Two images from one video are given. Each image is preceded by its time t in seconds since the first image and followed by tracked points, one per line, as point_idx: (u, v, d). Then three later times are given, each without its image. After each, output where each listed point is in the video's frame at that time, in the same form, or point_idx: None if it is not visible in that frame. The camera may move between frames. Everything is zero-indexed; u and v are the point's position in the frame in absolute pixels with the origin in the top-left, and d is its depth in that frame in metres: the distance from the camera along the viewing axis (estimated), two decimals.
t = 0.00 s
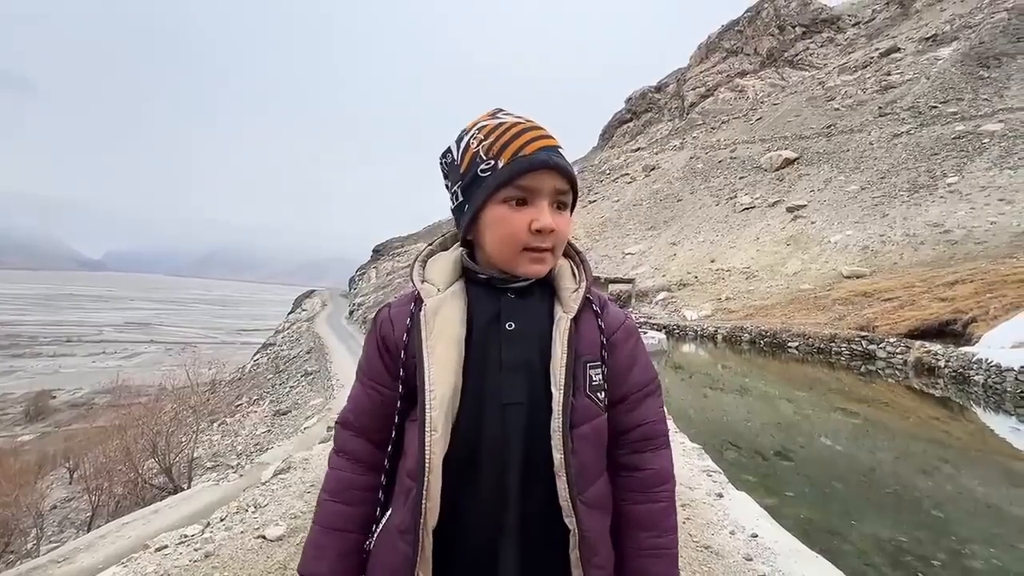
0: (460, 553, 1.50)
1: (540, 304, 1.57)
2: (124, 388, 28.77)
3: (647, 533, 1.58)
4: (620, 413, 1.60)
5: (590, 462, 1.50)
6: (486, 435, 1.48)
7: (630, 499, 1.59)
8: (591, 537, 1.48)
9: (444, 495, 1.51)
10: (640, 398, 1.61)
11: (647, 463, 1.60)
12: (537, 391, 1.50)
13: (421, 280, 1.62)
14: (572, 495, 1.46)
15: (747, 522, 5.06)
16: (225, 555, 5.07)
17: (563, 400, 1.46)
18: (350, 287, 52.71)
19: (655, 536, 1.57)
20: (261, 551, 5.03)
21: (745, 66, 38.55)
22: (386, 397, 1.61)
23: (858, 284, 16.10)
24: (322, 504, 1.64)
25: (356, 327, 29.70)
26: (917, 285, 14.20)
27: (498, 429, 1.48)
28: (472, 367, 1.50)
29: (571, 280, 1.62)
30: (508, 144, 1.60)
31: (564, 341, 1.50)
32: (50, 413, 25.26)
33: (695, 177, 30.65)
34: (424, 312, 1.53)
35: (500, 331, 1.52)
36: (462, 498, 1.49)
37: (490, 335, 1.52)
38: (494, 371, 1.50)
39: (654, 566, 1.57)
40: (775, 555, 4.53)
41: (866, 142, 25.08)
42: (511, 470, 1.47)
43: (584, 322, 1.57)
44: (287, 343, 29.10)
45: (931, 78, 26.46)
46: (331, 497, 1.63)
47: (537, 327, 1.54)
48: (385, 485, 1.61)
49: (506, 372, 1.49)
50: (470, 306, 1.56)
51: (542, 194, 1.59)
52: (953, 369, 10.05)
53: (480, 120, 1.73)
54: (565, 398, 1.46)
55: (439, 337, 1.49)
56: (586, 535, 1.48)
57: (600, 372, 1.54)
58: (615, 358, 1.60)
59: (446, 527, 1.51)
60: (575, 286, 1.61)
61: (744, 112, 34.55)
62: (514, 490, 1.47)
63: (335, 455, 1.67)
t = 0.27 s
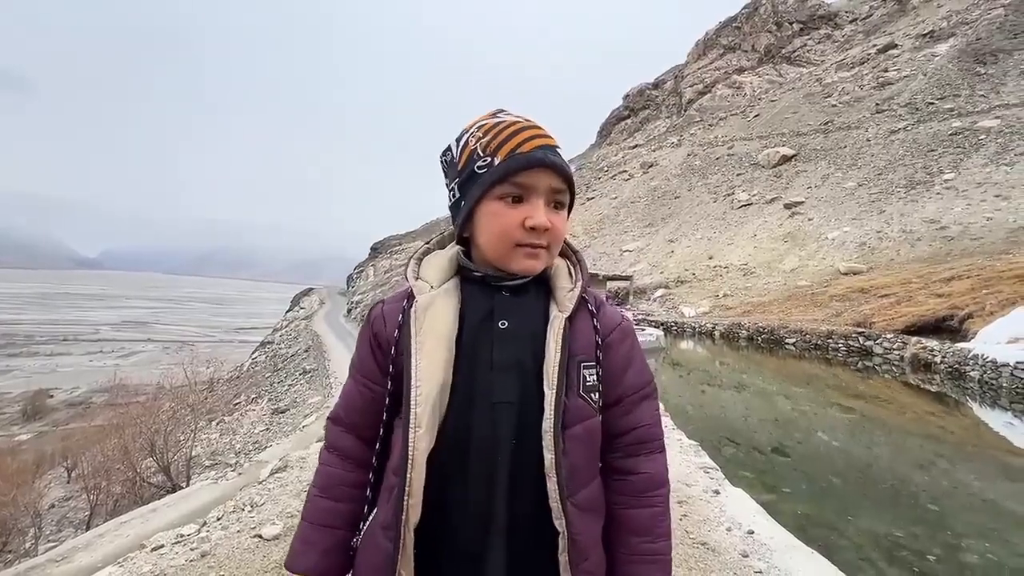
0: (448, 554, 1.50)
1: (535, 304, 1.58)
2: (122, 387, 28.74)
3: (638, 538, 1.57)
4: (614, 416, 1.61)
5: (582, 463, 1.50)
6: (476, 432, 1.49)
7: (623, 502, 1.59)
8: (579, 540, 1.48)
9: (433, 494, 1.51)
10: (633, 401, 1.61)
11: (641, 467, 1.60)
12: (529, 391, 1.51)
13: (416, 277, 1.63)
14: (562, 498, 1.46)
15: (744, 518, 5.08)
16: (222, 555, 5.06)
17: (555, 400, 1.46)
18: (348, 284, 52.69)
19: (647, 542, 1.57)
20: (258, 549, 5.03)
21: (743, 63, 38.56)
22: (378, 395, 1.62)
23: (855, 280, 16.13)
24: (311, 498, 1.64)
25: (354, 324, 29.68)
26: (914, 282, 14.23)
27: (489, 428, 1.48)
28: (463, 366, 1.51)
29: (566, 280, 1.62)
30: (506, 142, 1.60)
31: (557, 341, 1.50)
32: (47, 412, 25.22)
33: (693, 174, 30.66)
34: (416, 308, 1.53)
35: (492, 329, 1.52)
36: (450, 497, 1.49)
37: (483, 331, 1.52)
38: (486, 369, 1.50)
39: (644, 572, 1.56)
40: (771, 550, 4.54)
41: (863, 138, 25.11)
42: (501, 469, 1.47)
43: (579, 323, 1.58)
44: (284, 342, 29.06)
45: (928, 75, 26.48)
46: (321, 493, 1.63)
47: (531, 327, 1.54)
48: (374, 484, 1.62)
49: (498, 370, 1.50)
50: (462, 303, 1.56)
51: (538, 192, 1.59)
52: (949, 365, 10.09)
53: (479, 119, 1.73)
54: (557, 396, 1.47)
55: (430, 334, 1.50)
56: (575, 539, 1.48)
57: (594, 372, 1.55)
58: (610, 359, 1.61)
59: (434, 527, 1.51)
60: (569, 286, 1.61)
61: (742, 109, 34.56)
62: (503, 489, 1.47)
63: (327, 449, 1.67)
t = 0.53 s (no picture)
0: (468, 543, 1.50)
1: (548, 297, 1.59)
2: (121, 385, 28.74)
3: (656, 526, 1.57)
4: (628, 407, 1.61)
5: (599, 452, 1.51)
6: (493, 423, 1.49)
7: (638, 490, 1.59)
8: (599, 527, 1.48)
9: (453, 485, 1.51)
10: (646, 392, 1.63)
11: (654, 456, 1.61)
12: (546, 382, 1.51)
13: (429, 272, 1.63)
14: (582, 485, 1.46)
15: (746, 511, 5.09)
16: (228, 550, 5.08)
17: (572, 389, 1.47)
18: (347, 282, 52.68)
19: (663, 529, 1.57)
20: (264, 545, 5.04)
21: (741, 57, 38.49)
22: (394, 387, 1.62)
23: (854, 274, 16.14)
24: (329, 491, 1.63)
25: (353, 321, 29.67)
26: (913, 275, 14.25)
27: (507, 419, 1.49)
28: (480, 356, 1.51)
29: (580, 274, 1.63)
30: (529, 138, 1.60)
31: (573, 332, 1.51)
32: (47, 411, 25.22)
33: (692, 169, 30.64)
34: (433, 301, 1.53)
35: (508, 322, 1.53)
36: (469, 487, 1.49)
37: (498, 323, 1.53)
38: (501, 361, 1.50)
39: (661, 560, 1.56)
40: (773, 542, 4.56)
41: (862, 132, 25.10)
42: (519, 458, 1.48)
43: (592, 314, 1.59)
44: (284, 339, 29.07)
45: (927, 68, 26.46)
46: (339, 485, 1.63)
47: (545, 319, 1.55)
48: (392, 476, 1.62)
49: (514, 362, 1.50)
50: (477, 296, 1.57)
51: (558, 190, 1.60)
52: (948, 359, 10.11)
53: (502, 114, 1.73)
54: (574, 386, 1.47)
55: (447, 325, 1.50)
56: (595, 525, 1.48)
57: (609, 363, 1.56)
58: (623, 351, 1.62)
59: (454, 517, 1.50)
60: (582, 279, 1.62)
61: (740, 103, 34.52)
62: (522, 478, 1.48)
63: (343, 442, 1.67)
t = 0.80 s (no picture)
0: (483, 535, 1.50)
1: (559, 293, 1.59)
2: (123, 383, 28.76)
3: (666, 516, 1.58)
4: (638, 400, 1.62)
5: (612, 444, 1.52)
6: (507, 418, 1.49)
7: (649, 482, 1.60)
8: (612, 517, 1.50)
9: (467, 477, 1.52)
10: (657, 385, 1.63)
11: (664, 448, 1.62)
12: (560, 377, 1.51)
13: (441, 267, 1.63)
14: (597, 476, 1.47)
15: (749, 503, 5.11)
16: (235, 546, 5.10)
17: (587, 383, 1.47)
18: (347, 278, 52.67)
19: (674, 519, 1.58)
20: (270, 541, 5.06)
21: (741, 50, 38.40)
22: (407, 381, 1.62)
23: (854, 267, 16.14)
24: (344, 486, 1.63)
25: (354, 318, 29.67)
26: (913, 268, 14.25)
27: (521, 411, 1.49)
28: (494, 352, 1.51)
29: (590, 271, 1.63)
30: (551, 136, 1.61)
31: (586, 326, 1.52)
32: (49, 409, 25.24)
33: (691, 163, 30.60)
34: (446, 297, 1.53)
35: (521, 317, 1.53)
36: (484, 480, 1.49)
37: (512, 318, 1.53)
38: (515, 356, 1.51)
39: (673, 549, 1.57)
40: (777, 534, 4.57)
41: (862, 125, 25.06)
42: (534, 450, 1.49)
43: (604, 310, 1.59)
44: (284, 336, 29.09)
45: (927, 60, 26.38)
46: (354, 478, 1.63)
47: (558, 314, 1.55)
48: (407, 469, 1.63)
49: (528, 358, 1.50)
50: (490, 291, 1.57)
51: (574, 188, 1.61)
52: (947, 351, 10.13)
53: (523, 111, 1.74)
54: (588, 382, 1.48)
55: (462, 320, 1.50)
56: (609, 514, 1.50)
57: (621, 358, 1.56)
58: (634, 346, 1.62)
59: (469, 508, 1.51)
60: (593, 276, 1.63)
61: (740, 96, 34.45)
62: (537, 470, 1.48)
63: (358, 436, 1.67)
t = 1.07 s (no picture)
0: (487, 532, 1.50)
1: (562, 289, 1.59)
2: (124, 382, 28.78)
3: (668, 511, 1.58)
4: (640, 395, 1.62)
5: (616, 440, 1.52)
6: (511, 414, 1.49)
7: (650, 478, 1.60)
8: (616, 512, 1.50)
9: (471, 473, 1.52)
10: (659, 381, 1.63)
11: (665, 443, 1.62)
12: (563, 373, 1.52)
13: (444, 263, 1.62)
14: (600, 470, 1.48)
15: (751, 497, 5.11)
16: (238, 544, 5.11)
17: (591, 379, 1.48)
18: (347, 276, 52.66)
19: (676, 514, 1.58)
20: (274, 538, 5.07)
21: (740, 43, 38.30)
22: (410, 377, 1.63)
23: (855, 260, 16.14)
24: (348, 481, 1.64)
25: (354, 315, 29.68)
26: (913, 260, 14.25)
27: (524, 408, 1.49)
28: (497, 348, 1.51)
29: (592, 270, 1.64)
30: (565, 134, 1.61)
31: (590, 322, 1.52)
32: (51, 409, 25.26)
33: (691, 157, 30.56)
34: (450, 293, 1.53)
35: (524, 313, 1.53)
36: (488, 476, 1.49)
37: (515, 315, 1.53)
38: (518, 352, 1.51)
39: (675, 543, 1.57)
40: (778, 527, 4.58)
41: (861, 117, 25.02)
42: (537, 446, 1.49)
43: (607, 306, 1.60)
44: (285, 334, 29.11)
45: (927, 51, 26.30)
46: (357, 474, 1.63)
47: (560, 311, 1.55)
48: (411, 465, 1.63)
49: (532, 354, 1.51)
50: (493, 288, 1.57)
51: (583, 188, 1.61)
52: (948, 343, 10.14)
53: (538, 106, 1.73)
54: (592, 378, 1.49)
55: (466, 317, 1.50)
56: (614, 508, 1.50)
57: (624, 354, 1.57)
58: (637, 343, 1.63)
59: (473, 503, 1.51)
60: (595, 275, 1.63)
61: (739, 89, 34.38)
62: (541, 465, 1.48)
63: (361, 432, 1.67)
